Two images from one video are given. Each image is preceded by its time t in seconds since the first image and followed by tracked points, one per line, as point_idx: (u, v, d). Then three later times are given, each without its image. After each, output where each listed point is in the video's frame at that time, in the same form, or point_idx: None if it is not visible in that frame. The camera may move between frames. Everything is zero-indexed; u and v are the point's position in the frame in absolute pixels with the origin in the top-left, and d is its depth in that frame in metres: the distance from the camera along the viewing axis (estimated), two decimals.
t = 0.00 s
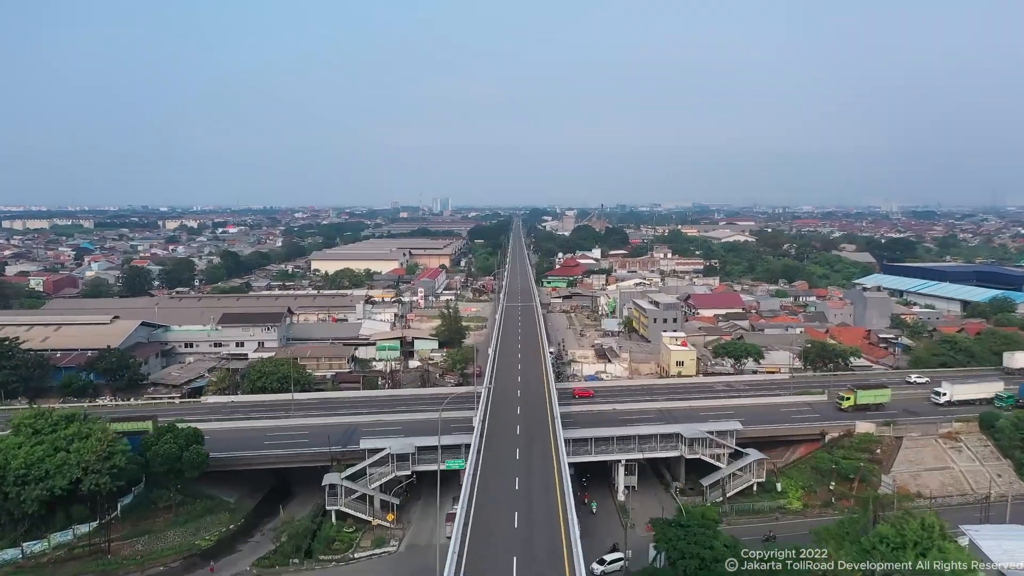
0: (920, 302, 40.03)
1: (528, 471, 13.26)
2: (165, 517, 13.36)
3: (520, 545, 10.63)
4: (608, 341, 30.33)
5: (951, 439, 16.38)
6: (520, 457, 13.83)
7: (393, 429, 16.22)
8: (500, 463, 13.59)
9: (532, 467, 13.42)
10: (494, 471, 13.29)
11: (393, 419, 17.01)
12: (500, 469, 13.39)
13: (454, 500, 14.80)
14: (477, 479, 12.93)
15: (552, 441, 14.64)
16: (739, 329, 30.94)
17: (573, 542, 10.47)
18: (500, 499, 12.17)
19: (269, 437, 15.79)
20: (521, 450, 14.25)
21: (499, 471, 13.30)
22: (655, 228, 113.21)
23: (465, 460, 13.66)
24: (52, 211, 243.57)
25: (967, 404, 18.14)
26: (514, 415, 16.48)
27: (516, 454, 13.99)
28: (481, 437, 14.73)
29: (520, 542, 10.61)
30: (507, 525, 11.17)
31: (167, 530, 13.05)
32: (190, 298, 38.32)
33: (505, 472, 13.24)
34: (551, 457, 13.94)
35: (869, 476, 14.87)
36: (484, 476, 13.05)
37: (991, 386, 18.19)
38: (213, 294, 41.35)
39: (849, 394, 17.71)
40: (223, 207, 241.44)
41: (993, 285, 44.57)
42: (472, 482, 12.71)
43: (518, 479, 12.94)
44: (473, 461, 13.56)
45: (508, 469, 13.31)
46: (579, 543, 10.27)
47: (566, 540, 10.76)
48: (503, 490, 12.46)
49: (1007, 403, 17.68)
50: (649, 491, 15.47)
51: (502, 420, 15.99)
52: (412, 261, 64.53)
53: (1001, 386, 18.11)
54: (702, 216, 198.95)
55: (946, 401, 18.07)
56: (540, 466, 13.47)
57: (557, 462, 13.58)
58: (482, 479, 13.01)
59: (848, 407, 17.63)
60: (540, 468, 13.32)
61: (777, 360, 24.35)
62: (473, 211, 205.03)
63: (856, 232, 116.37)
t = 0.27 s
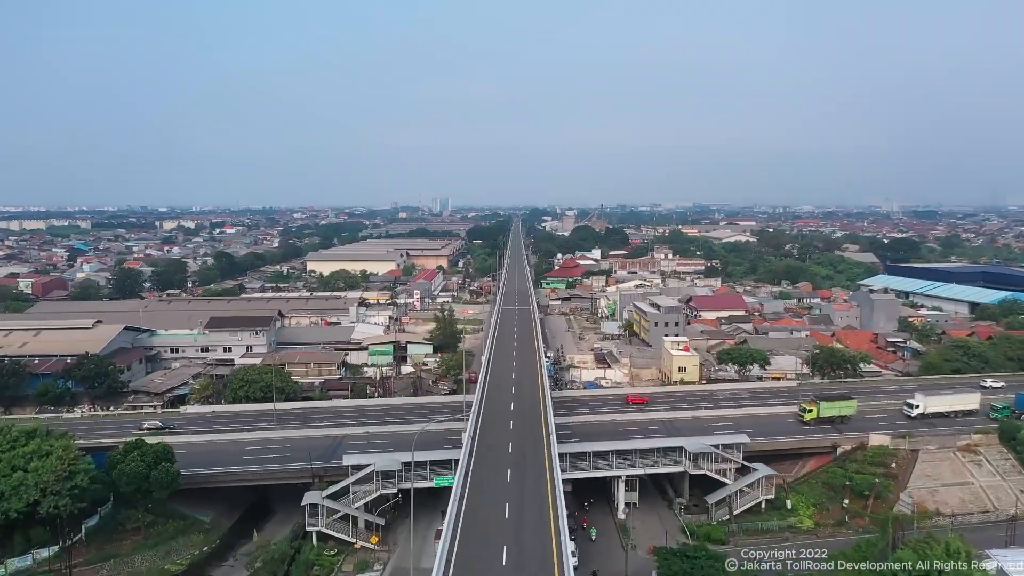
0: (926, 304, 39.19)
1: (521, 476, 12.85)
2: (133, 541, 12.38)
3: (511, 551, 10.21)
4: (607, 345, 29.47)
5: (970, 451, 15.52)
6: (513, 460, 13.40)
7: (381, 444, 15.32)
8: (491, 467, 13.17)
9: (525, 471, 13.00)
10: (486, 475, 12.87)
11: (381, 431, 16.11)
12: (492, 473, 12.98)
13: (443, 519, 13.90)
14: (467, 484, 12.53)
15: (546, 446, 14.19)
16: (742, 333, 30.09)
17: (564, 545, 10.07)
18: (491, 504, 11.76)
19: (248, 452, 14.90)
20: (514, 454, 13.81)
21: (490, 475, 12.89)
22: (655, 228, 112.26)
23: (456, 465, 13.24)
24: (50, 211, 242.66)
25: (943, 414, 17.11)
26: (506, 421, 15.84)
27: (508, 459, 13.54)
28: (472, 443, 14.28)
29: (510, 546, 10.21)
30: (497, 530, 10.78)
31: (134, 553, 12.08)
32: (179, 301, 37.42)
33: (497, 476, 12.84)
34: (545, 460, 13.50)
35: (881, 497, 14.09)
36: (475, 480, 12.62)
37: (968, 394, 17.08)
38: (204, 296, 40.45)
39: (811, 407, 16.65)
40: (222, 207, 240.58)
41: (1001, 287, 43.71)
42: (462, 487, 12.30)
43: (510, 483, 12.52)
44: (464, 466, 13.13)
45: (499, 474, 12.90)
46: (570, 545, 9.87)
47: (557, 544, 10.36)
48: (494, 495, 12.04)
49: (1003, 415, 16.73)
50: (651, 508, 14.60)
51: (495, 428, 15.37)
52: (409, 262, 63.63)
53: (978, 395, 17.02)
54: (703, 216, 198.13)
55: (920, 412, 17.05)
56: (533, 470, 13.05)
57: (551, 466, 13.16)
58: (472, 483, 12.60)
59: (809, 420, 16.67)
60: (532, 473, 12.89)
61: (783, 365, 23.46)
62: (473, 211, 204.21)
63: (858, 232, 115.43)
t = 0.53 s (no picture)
0: (934, 307, 38.33)
1: (514, 482, 12.43)
2: (98, 565, 11.46)
3: (502, 568, 9.60)
4: (608, 350, 28.60)
5: (992, 466, 14.63)
6: (506, 468, 12.98)
7: (367, 459, 14.45)
8: (484, 475, 12.76)
9: (519, 478, 12.59)
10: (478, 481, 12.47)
11: (368, 445, 15.22)
12: (484, 479, 12.57)
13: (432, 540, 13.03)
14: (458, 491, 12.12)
15: (541, 453, 13.76)
16: (747, 337, 29.23)
17: (557, 560, 9.66)
18: (482, 511, 11.35)
19: (226, 468, 14.02)
20: (507, 460, 13.39)
21: (483, 481, 12.47)
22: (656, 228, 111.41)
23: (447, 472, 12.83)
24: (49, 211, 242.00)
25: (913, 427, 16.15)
26: (500, 429, 15.27)
27: (501, 465, 13.12)
28: (464, 450, 13.84)
29: (501, 560, 9.79)
30: (487, 540, 10.38)
31: None
32: (170, 303, 36.59)
33: (489, 482, 12.43)
34: (540, 467, 13.08)
35: (900, 515, 13.20)
36: (465, 487, 12.21)
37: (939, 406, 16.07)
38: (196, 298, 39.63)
39: (769, 421, 15.58)
40: (221, 208, 240.04)
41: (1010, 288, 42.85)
42: (454, 494, 11.89)
43: (502, 490, 12.08)
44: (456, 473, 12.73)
45: (492, 480, 12.49)
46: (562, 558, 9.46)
47: (551, 557, 9.95)
48: (486, 504, 11.62)
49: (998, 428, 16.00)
50: (654, 528, 13.72)
51: (487, 436, 14.84)
52: (406, 262, 62.81)
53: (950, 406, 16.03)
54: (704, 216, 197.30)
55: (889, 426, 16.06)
56: (528, 477, 12.64)
57: (546, 472, 12.75)
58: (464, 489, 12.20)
59: (768, 437, 15.57)
60: (526, 480, 12.46)
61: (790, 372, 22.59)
62: (472, 211, 203.46)
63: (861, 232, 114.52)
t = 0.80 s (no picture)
0: (942, 309, 37.48)
1: (510, 485, 12.20)
2: None
3: None
4: (608, 355, 27.75)
5: (1018, 482, 13.78)
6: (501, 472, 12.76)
7: (355, 475, 13.60)
8: (478, 478, 12.54)
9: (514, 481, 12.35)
10: (472, 484, 12.24)
11: (357, 459, 14.37)
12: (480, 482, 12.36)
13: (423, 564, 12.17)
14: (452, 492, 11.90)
15: (537, 458, 13.53)
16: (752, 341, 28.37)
17: (551, 561, 9.44)
18: (475, 523, 10.76)
19: (205, 486, 13.16)
20: (503, 464, 13.16)
21: (478, 484, 12.25)
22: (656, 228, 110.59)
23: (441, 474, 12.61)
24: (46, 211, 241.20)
25: (883, 444, 15.14)
26: (496, 436, 14.97)
27: (496, 469, 12.86)
28: (459, 455, 13.60)
29: None
30: (480, 542, 10.16)
31: None
32: (160, 306, 35.76)
33: (484, 485, 12.21)
34: (536, 471, 12.86)
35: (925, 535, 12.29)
36: (460, 489, 12.00)
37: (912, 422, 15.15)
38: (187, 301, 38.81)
39: (723, 436, 14.60)
40: (219, 208, 239.19)
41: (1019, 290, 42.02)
42: (447, 496, 11.68)
43: (496, 498, 11.65)
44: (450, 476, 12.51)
45: (487, 483, 12.27)
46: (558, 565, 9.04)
47: (545, 558, 9.73)
48: (480, 515, 11.02)
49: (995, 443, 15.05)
50: (660, 550, 12.87)
51: (482, 441, 14.57)
52: (404, 263, 62.00)
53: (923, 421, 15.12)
54: (704, 216, 196.44)
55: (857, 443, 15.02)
56: (523, 480, 12.41)
57: (541, 476, 12.53)
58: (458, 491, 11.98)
59: (721, 453, 14.59)
60: (521, 483, 12.22)
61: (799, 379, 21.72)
62: (471, 211, 202.87)
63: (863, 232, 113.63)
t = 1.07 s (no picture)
0: (951, 309, 36.63)
1: (507, 485, 12.04)
2: None
3: None
4: (610, 360, 26.88)
5: None
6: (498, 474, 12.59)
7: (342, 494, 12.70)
8: (475, 479, 12.37)
9: (511, 482, 12.18)
10: (469, 485, 12.08)
11: (344, 476, 13.50)
12: (475, 482, 12.20)
13: None
14: (448, 493, 11.73)
15: (533, 459, 13.36)
16: (757, 346, 27.50)
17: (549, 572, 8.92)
18: (469, 533, 10.25)
19: (180, 505, 12.29)
20: (500, 466, 12.99)
21: (474, 484, 12.10)
22: (657, 228, 109.71)
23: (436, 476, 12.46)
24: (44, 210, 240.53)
25: (849, 462, 14.07)
26: (493, 439, 14.76)
27: (491, 479, 12.33)
28: (455, 457, 13.41)
29: None
30: (477, 552, 9.62)
31: None
32: (149, 309, 34.88)
33: (481, 485, 12.06)
34: (533, 472, 12.70)
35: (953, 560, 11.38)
36: (456, 490, 11.83)
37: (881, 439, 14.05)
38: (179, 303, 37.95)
39: (668, 456, 13.57)
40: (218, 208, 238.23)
41: None
42: (443, 496, 11.51)
43: (491, 508, 11.10)
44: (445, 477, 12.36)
45: (483, 484, 12.10)
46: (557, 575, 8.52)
47: (542, 556, 9.57)
48: (475, 524, 10.50)
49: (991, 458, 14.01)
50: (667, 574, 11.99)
51: (478, 444, 14.37)
52: (402, 264, 61.12)
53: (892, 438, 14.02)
54: (705, 216, 195.53)
55: (821, 462, 13.97)
56: (520, 481, 12.25)
57: (538, 477, 12.38)
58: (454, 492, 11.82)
59: (667, 473, 13.58)
60: (518, 483, 12.03)
61: (809, 386, 20.83)
62: (471, 211, 202.51)
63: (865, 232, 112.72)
